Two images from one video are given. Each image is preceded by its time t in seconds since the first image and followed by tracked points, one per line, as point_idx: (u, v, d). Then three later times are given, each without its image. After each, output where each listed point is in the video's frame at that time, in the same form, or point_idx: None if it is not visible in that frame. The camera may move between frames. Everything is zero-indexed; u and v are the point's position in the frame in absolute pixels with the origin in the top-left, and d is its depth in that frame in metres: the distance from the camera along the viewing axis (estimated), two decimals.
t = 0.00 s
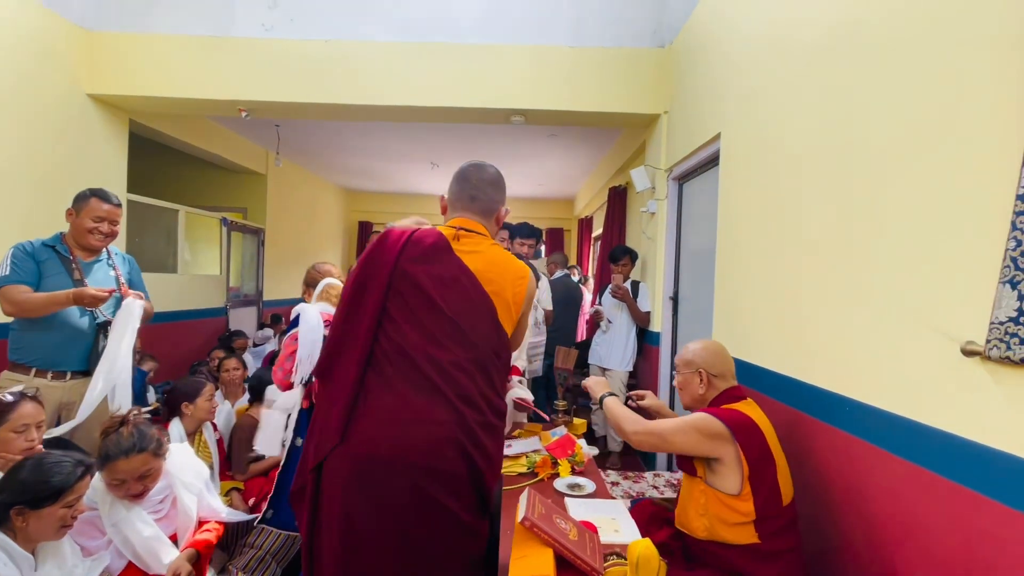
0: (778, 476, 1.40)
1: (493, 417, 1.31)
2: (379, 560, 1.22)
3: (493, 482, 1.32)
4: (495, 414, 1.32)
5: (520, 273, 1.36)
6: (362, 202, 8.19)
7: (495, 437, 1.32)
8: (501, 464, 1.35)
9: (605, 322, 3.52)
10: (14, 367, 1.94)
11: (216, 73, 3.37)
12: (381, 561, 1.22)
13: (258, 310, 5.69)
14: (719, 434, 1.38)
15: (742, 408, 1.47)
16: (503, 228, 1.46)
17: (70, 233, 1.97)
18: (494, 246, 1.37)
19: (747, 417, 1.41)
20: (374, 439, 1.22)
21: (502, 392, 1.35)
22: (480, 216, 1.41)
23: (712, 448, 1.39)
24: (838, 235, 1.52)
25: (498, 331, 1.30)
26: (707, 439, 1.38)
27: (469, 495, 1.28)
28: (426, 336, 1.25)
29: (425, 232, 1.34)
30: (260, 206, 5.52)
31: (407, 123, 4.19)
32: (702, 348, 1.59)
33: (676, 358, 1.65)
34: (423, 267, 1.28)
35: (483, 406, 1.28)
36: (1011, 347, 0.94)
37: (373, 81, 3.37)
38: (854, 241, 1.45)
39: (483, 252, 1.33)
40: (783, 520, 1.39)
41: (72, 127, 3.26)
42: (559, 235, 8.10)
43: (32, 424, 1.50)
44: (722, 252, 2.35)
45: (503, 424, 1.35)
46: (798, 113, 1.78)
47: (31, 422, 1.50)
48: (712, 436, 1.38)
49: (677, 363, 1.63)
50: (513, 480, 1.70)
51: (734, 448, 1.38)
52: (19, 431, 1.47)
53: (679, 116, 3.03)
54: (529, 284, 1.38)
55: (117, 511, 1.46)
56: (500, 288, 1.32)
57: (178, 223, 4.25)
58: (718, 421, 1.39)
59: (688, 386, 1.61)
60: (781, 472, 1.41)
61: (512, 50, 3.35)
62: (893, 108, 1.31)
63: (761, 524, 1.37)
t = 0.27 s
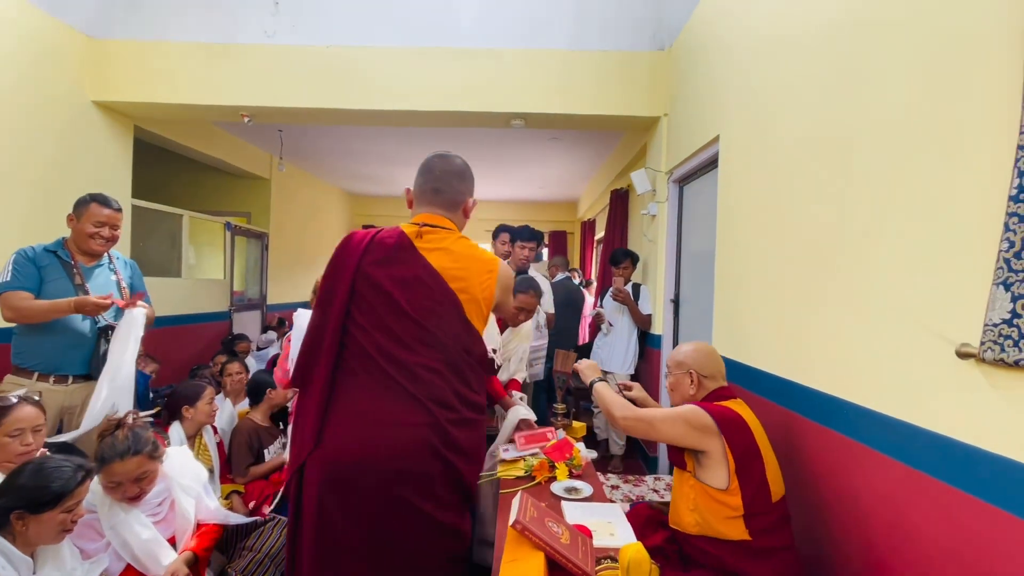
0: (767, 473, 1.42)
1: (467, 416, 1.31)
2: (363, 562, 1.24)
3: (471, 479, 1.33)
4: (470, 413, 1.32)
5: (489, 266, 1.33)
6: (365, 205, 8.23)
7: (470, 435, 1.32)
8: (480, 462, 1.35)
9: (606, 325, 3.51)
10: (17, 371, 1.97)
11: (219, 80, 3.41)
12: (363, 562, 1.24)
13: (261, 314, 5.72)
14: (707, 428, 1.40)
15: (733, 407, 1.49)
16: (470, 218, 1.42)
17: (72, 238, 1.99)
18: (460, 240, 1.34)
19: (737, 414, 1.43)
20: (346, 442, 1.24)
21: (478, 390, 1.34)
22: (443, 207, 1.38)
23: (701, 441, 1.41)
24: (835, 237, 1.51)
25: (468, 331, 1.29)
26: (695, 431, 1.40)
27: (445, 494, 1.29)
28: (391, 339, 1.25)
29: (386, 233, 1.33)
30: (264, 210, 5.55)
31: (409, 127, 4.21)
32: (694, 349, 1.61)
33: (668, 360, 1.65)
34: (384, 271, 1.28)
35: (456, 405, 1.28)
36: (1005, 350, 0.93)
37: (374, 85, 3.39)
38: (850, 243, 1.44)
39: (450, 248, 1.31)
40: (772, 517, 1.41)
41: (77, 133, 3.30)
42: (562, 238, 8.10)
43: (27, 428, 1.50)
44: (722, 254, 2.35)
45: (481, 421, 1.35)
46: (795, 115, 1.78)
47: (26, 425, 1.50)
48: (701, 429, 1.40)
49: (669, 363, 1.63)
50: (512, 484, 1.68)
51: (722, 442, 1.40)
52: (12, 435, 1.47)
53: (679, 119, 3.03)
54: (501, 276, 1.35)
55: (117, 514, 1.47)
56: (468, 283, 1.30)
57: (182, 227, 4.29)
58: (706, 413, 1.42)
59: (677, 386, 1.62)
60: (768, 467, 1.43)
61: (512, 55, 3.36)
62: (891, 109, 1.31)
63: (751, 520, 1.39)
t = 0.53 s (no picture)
0: (767, 473, 1.42)
1: (443, 416, 1.30)
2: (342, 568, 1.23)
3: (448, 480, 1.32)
4: (445, 413, 1.31)
5: (456, 263, 1.34)
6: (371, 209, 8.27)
7: (445, 436, 1.31)
8: (458, 463, 1.34)
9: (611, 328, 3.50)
10: (29, 374, 1.99)
11: (227, 86, 3.45)
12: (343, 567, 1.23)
13: (269, 317, 5.76)
14: (706, 425, 1.40)
15: (733, 408, 1.49)
16: (439, 217, 1.44)
17: (83, 242, 2.02)
18: (425, 239, 1.36)
19: (737, 414, 1.43)
20: (319, 444, 1.24)
21: (453, 390, 1.33)
22: (408, 208, 1.40)
23: (699, 439, 1.40)
24: (839, 239, 1.50)
25: (439, 330, 1.29)
26: (695, 429, 1.40)
27: (421, 495, 1.28)
28: (359, 341, 1.27)
29: (354, 239, 1.36)
30: (271, 214, 5.60)
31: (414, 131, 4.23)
32: (697, 350, 1.60)
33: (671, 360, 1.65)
34: (351, 275, 1.30)
35: (428, 405, 1.28)
36: (1009, 352, 0.92)
37: (379, 90, 3.41)
38: (854, 245, 1.43)
39: (414, 248, 1.32)
40: (773, 517, 1.40)
41: (88, 140, 3.36)
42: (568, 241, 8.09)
43: (26, 434, 1.51)
44: (726, 256, 2.34)
45: (457, 422, 1.34)
46: (798, 117, 1.77)
47: (27, 432, 1.51)
48: (699, 427, 1.40)
49: (671, 363, 1.63)
50: (514, 487, 1.68)
51: (720, 441, 1.40)
52: (12, 441, 1.48)
53: (683, 121, 3.02)
54: (470, 274, 1.36)
55: (124, 515, 1.48)
56: (434, 281, 1.30)
57: (190, 232, 4.33)
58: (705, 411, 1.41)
59: (679, 387, 1.61)
60: (766, 465, 1.43)
61: (516, 59, 3.37)
62: (894, 109, 1.30)
63: (751, 520, 1.38)
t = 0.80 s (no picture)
0: (775, 476, 1.40)
1: (424, 420, 1.29)
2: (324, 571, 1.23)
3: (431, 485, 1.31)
4: (427, 417, 1.30)
5: (439, 266, 1.34)
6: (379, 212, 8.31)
7: (427, 440, 1.30)
8: (443, 468, 1.33)
9: (618, 331, 3.48)
10: (44, 376, 2.02)
11: (236, 92, 3.49)
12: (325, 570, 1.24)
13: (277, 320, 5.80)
14: (714, 426, 1.39)
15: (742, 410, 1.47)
16: (427, 220, 1.46)
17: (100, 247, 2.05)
18: (410, 241, 1.37)
19: (744, 416, 1.42)
20: (301, 448, 1.25)
21: (437, 394, 1.32)
22: (398, 211, 1.43)
23: (706, 439, 1.39)
24: (847, 240, 1.48)
25: (419, 334, 1.29)
26: (703, 429, 1.39)
27: (401, 499, 1.28)
28: (340, 345, 1.27)
29: (340, 243, 1.37)
30: (280, 218, 5.65)
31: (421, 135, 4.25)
32: (706, 353, 1.59)
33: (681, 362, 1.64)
34: (334, 278, 1.31)
35: (408, 409, 1.28)
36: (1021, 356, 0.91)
37: (386, 94, 3.44)
38: (863, 247, 1.41)
39: (397, 251, 1.33)
40: (781, 520, 1.39)
41: (100, 146, 3.41)
42: (574, 243, 8.08)
43: (36, 443, 1.53)
44: (734, 259, 2.32)
45: (442, 427, 1.33)
46: (805, 118, 1.76)
47: (36, 441, 1.54)
48: (707, 427, 1.39)
49: (681, 365, 1.62)
50: (521, 490, 1.67)
51: (726, 442, 1.39)
52: (23, 451, 1.52)
53: (690, 123, 3.01)
54: (454, 275, 1.36)
55: (133, 517, 1.49)
56: (413, 284, 1.30)
57: (200, 236, 4.38)
58: (712, 411, 1.41)
59: (689, 389, 1.60)
60: (774, 466, 1.41)
61: (522, 62, 3.38)
62: (903, 110, 1.28)
63: (758, 522, 1.37)
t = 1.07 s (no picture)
0: (781, 477, 1.39)
1: (423, 422, 1.28)
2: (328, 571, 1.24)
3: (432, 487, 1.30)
4: (426, 419, 1.29)
5: (437, 267, 1.34)
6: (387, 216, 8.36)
7: (426, 442, 1.29)
8: (445, 470, 1.32)
9: (627, 333, 3.47)
10: (61, 378, 2.04)
11: (247, 96, 3.53)
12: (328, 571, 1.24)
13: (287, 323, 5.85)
14: (717, 425, 1.39)
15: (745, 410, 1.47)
16: (429, 222, 1.46)
17: (117, 251, 2.09)
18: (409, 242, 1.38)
19: (747, 417, 1.41)
20: (302, 450, 1.26)
21: (437, 395, 1.31)
22: (400, 214, 1.44)
23: (710, 439, 1.39)
24: (860, 241, 1.46)
25: (416, 335, 1.29)
26: (706, 428, 1.39)
27: (402, 500, 1.28)
28: (338, 347, 1.27)
29: (340, 245, 1.38)
30: (290, 221, 5.69)
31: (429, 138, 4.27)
32: (712, 356, 1.58)
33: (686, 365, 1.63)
34: (333, 280, 1.31)
35: (406, 411, 1.27)
36: None
37: (394, 98, 3.46)
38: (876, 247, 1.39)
39: (395, 253, 1.34)
40: (788, 521, 1.38)
41: (114, 151, 3.46)
42: (583, 246, 8.06)
43: (55, 452, 1.56)
44: (745, 260, 2.30)
45: (443, 428, 1.32)
46: (816, 117, 1.74)
47: (55, 450, 1.56)
48: (711, 427, 1.39)
49: (687, 368, 1.61)
50: (530, 493, 1.67)
51: (729, 442, 1.38)
52: (43, 460, 1.55)
53: (699, 124, 2.99)
54: (452, 276, 1.35)
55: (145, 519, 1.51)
56: (409, 286, 1.31)
57: (212, 240, 4.43)
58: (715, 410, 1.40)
59: (695, 393, 1.59)
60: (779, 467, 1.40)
61: (530, 64, 3.38)
62: (915, 107, 1.26)
63: (764, 523, 1.37)
